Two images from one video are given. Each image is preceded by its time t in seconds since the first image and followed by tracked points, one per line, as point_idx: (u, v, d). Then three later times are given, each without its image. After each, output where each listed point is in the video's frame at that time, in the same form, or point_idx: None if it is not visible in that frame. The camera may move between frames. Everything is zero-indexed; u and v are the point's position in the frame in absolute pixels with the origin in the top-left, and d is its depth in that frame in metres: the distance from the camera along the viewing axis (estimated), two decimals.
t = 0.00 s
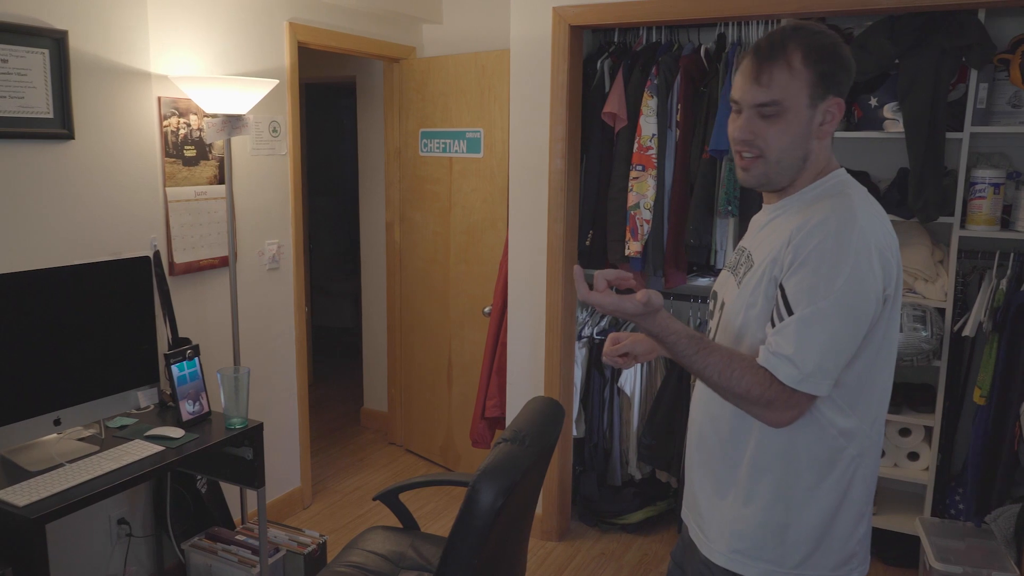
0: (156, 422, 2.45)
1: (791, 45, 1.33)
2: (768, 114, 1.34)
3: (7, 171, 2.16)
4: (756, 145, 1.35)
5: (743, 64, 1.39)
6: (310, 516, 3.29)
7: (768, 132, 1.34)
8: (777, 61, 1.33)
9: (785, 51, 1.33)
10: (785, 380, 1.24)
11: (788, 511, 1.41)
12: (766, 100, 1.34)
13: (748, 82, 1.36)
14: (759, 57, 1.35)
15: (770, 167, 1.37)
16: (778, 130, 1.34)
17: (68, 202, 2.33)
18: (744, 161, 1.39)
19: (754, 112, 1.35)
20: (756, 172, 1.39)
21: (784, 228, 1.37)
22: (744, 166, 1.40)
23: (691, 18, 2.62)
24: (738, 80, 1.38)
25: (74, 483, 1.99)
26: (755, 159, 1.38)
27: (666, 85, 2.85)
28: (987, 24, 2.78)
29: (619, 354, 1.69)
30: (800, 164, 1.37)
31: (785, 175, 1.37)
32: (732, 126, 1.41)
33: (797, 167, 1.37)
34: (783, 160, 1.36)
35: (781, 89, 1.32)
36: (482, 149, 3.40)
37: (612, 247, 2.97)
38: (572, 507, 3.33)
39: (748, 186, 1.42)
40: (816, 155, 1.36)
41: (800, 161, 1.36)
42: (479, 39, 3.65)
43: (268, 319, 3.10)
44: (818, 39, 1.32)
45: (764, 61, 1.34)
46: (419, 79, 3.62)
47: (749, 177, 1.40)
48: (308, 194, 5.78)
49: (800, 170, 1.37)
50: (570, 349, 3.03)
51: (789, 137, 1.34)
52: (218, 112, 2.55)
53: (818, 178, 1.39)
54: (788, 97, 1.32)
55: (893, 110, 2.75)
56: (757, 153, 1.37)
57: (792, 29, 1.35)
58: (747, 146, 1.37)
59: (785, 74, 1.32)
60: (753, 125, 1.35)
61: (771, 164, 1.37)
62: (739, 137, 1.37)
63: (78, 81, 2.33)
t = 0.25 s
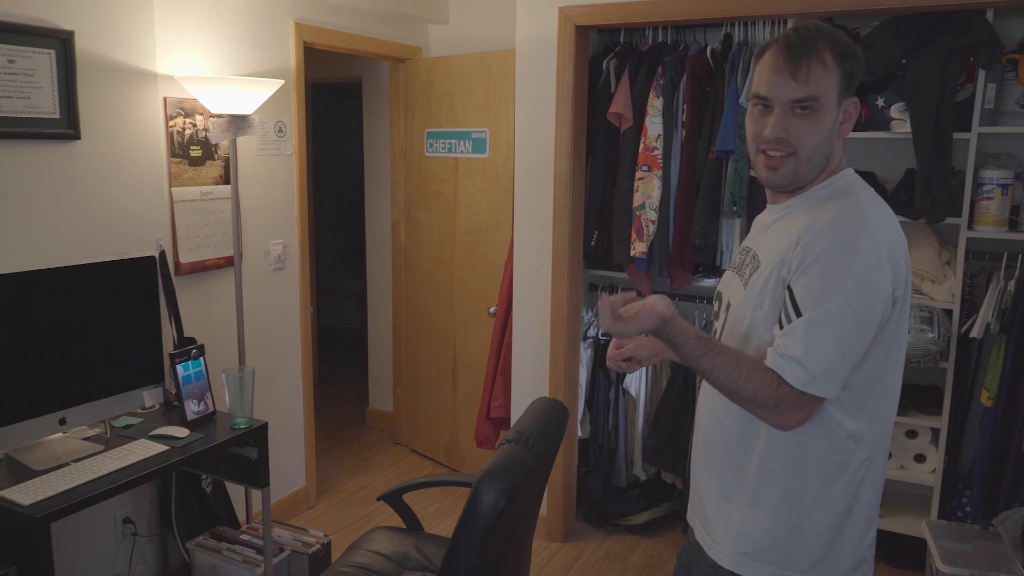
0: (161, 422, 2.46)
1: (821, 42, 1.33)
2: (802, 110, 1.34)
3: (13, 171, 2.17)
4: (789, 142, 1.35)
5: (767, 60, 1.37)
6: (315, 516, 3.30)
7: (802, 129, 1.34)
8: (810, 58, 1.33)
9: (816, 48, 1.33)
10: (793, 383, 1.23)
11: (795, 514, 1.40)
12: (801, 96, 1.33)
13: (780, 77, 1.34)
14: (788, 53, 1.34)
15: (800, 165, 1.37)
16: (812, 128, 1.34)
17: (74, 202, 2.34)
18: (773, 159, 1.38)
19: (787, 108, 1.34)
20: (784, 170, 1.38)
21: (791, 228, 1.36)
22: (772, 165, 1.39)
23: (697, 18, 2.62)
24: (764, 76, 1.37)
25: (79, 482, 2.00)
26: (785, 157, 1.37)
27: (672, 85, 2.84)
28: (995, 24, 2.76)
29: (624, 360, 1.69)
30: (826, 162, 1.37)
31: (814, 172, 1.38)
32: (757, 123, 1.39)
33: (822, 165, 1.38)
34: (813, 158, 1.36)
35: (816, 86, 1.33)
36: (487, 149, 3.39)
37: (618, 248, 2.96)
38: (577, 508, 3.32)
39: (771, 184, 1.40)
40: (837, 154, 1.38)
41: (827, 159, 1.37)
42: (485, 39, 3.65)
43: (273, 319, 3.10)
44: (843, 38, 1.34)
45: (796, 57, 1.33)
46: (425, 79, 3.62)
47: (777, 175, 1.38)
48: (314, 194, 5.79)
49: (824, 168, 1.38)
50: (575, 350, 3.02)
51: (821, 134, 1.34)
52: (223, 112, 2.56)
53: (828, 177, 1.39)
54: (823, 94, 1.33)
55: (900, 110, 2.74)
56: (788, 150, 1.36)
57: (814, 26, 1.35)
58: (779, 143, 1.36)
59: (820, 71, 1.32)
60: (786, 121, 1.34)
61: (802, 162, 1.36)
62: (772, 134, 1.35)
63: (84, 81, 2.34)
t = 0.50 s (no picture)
0: (164, 422, 2.46)
1: (831, 39, 1.32)
2: (810, 108, 1.33)
3: (17, 170, 2.17)
4: (797, 139, 1.33)
5: (775, 56, 1.36)
6: (319, 516, 3.30)
7: (810, 126, 1.33)
8: (820, 54, 1.32)
9: (825, 45, 1.32)
10: (801, 386, 1.22)
11: (803, 518, 1.39)
12: (810, 93, 1.32)
13: (788, 74, 1.33)
14: (797, 49, 1.33)
15: (808, 163, 1.35)
16: (820, 125, 1.33)
17: (78, 202, 2.34)
18: (780, 157, 1.37)
19: (795, 105, 1.33)
20: (791, 168, 1.36)
21: (798, 229, 1.35)
22: (778, 163, 1.37)
23: (702, 18, 2.60)
24: (772, 72, 1.36)
25: (82, 481, 2.00)
26: (792, 155, 1.36)
27: (677, 85, 2.83)
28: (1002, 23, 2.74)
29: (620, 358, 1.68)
30: (834, 161, 1.36)
31: (821, 171, 1.36)
32: (765, 119, 1.38)
33: (830, 164, 1.36)
34: (821, 156, 1.35)
35: (825, 83, 1.31)
36: (492, 149, 3.39)
37: (622, 248, 2.95)
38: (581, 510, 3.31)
39: (778, 183, 1.39)
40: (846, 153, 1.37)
41: (835, 157, 1.36)
42: (490, 39, 3.64)
43: (278, 319, 3.10)
44: (853, 36, 1.33)
45: (806, 53, 1.32)
46: (430, 79, 3.61)
47: (784, 174, 1.37)
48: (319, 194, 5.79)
49: (831, 167, 1.37)
50: (579, 350, 3.01)
51: (830, 132, 1.33)
52: (227, 112, 2.56)
53: (837, 177, 1.38)
54: (832, 91, 1.32)
55: (907, 109, 2.72)
56: (796, 148, 1.35)
57: (824, 24, 1.34)
58: (787, 140, 1.34)
59: (830, 68, 1.31)
60: (794, 119, 1.33)
61: (810, 160, 1.35)
62: (780, 131, 1.34)
63: (88, 81, 2.34)
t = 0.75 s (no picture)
0: (167, 421, 2.46)
1: (835, 36, 1.30)
2: (812, 106, 1.31)
3: (21, 170, 2.18)
4: (798, 137, 1.32)
5: (779, 52, 1.35)
6: (322, 515, 3.30)
7: (812, 124, 1.31)
8: (823, 51, 1.30)
9: (830, 42, 1.30)
10: (806, 388, 1.20)
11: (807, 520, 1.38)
12: (812, 91, 1.31)
13: (791, 71, 1.32)
14: (801, 46, 1.31)
15: (809, 162, 1.34)
16: (822, 123, 1.31)
17: (81, 201, 2.34)
18: (781, 155, 1.35)
19: (797, 103, 1.32)
20: (792, 167, 1.35)
21: (802, 229, 1.34)
22: (779, 161, 1.36)
23: (706, 17, 2.59)
24: (776, 69, 1.34)
25: (84, 480, 2.00)
26: (793, 153, 1.34)
27: (682, 84, 2.81)
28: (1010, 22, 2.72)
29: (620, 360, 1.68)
30: (836, 160, 1.35)
31: (822, 170, 1.35)
32: (767, 116, 1.37)
33: (832, 163, 1.35)
34: (823, 155, 1.33)
35: (827, 81, 1.30)
36: (496, 148, 3.38)
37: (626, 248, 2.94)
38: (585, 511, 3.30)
39: (779, 181, 1.38)
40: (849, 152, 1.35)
41: (837, 156, 1.34)
42: (495, 39, 3.63)
43: (281, 319, 3.10)
44: (859, 33, 1.31)
45: (809, 50, 1.31)
46: (434, 78, 3.61)
47: (785, 173, 1.36)
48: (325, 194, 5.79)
49: (833, 166, 1.35)
50: (583, 351, 3.00)
51: (832, 130, 1.31)
52: (231, 111, 2.56)
53: (840, 176, 1.36)
54: (834, 89, 1.30)
55: (914, 109, 2.70)
56: (797, 146, 1.33)
57: (829, 21, 1.32)
58: (788, 138, 1.33)
59: (833, 65, 1.29)
60: (795, 116, 1.32)
61: (811, 159, 1.34)
62: (780, 128, 1.33)
63: (92, 80, 2.34)
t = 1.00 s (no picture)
0: (169, 420, 2.46)
1: (837, 33, 1.29)
2: (811, 103, 1.30)
3: (24, 169, 2.18)
4: (795, 134, 1.31)
5: (781, 49, 1.34)
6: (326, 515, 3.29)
7: (810, 122, 1.30)
8: (824, 48, 1.29)
9: (831, 39, 1.29)
10: (814, 389, 1.19)
11: (812, 522, 1.36)
12: (811, 88, 1.30)
13: (791, 67, 1.31)
14: (802, 43, 1.30)
15: (807, 159, 1.33)
16: (820, 121, 1.30)
17: (85, 200, 2.34)
18: (779, 152, 1.35)
19: (796, 100, 1.31)
20: (790, 164, 1.34)
21: (806, 228, 1.32)
22: (777, 159, 1.35)
23: (711, 16, 2.57)
24: (777, 65, 1.34)
25: (86, 479, 2.00)
26: (791, 150, 1.33)
27: (687, 84, 2.80)
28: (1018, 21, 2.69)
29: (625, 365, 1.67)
30: (834, 158, 1.33)
31: (820, 168, 1.34)
32: (766, 113, 1.36)
33: (831, 161, 1.34)
34: (821, 153, 1.32)
35: (827, 78, 1.29)
36: (500, 148, 3.37)
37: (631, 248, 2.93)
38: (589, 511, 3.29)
39: (776, 179, 1.37)
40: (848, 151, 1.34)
41: (836, 154, 1.33)
42: (499, 38, 3.62)
43: (285, 318, 3.10)
44: (862, 31, 1.29)
45: (809, 47, 1.30)
46: (439, 78, 3.60)
47: (782, 170, 1.35)
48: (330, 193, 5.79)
49: (832, 165, 1.34)
50: (587, 351, 2.99)
51: (830, 128, 1.30)
52: (235, 111, 2.56)
53: (841, 175, 1.35)
54: (834, 86, 1.29)
55: (920, 109, 2.68)
56: (795, 143, 1.32)
57: (832, 18, 1.31)
58: (785, 135, 1.32)
59: (834, 63, 1.28)
60: (793, 113, 1.31)
61: (809, 157, 1.33)
62: (778, 125, 1.32)
63: (96, 80, 2.35)
